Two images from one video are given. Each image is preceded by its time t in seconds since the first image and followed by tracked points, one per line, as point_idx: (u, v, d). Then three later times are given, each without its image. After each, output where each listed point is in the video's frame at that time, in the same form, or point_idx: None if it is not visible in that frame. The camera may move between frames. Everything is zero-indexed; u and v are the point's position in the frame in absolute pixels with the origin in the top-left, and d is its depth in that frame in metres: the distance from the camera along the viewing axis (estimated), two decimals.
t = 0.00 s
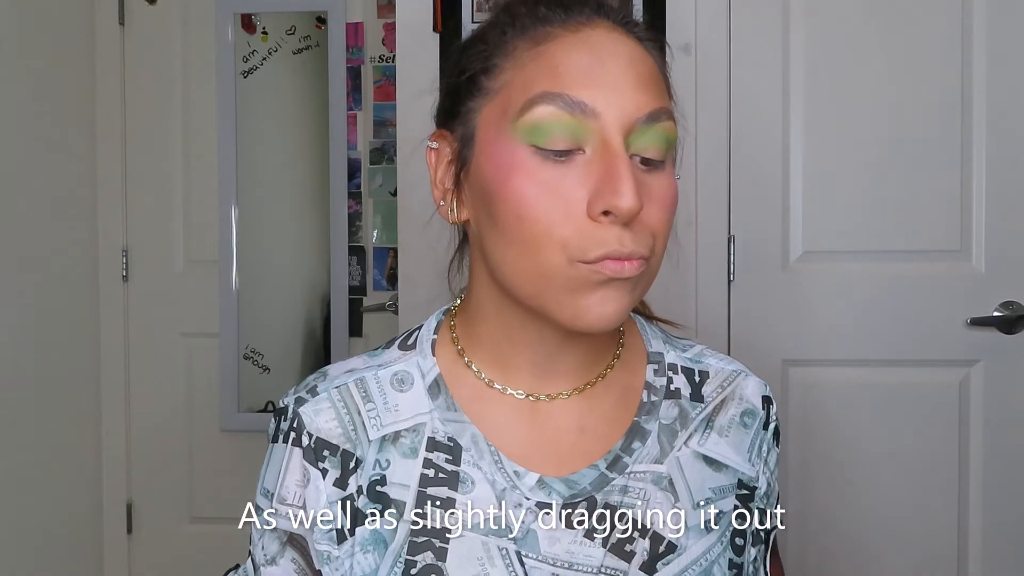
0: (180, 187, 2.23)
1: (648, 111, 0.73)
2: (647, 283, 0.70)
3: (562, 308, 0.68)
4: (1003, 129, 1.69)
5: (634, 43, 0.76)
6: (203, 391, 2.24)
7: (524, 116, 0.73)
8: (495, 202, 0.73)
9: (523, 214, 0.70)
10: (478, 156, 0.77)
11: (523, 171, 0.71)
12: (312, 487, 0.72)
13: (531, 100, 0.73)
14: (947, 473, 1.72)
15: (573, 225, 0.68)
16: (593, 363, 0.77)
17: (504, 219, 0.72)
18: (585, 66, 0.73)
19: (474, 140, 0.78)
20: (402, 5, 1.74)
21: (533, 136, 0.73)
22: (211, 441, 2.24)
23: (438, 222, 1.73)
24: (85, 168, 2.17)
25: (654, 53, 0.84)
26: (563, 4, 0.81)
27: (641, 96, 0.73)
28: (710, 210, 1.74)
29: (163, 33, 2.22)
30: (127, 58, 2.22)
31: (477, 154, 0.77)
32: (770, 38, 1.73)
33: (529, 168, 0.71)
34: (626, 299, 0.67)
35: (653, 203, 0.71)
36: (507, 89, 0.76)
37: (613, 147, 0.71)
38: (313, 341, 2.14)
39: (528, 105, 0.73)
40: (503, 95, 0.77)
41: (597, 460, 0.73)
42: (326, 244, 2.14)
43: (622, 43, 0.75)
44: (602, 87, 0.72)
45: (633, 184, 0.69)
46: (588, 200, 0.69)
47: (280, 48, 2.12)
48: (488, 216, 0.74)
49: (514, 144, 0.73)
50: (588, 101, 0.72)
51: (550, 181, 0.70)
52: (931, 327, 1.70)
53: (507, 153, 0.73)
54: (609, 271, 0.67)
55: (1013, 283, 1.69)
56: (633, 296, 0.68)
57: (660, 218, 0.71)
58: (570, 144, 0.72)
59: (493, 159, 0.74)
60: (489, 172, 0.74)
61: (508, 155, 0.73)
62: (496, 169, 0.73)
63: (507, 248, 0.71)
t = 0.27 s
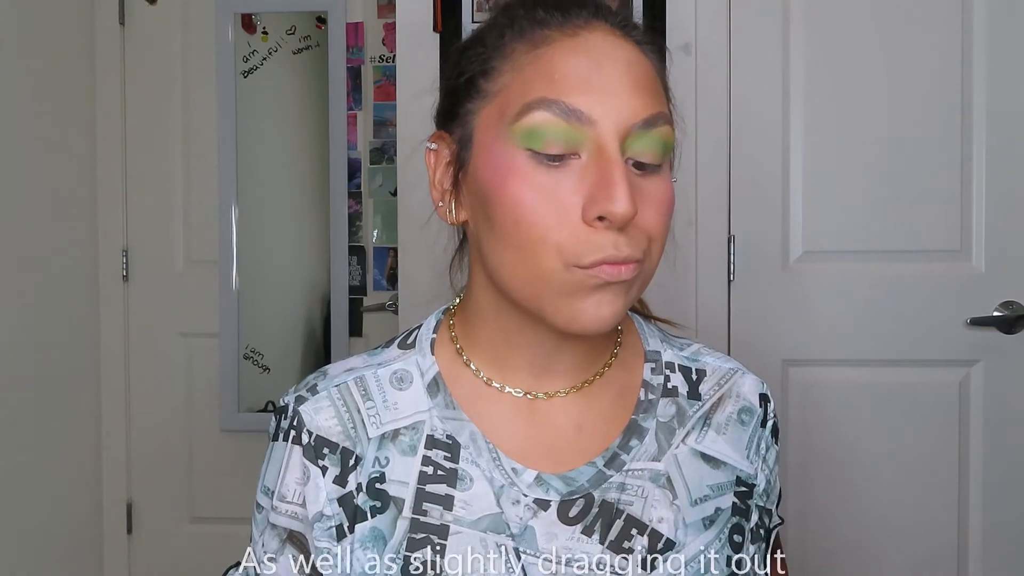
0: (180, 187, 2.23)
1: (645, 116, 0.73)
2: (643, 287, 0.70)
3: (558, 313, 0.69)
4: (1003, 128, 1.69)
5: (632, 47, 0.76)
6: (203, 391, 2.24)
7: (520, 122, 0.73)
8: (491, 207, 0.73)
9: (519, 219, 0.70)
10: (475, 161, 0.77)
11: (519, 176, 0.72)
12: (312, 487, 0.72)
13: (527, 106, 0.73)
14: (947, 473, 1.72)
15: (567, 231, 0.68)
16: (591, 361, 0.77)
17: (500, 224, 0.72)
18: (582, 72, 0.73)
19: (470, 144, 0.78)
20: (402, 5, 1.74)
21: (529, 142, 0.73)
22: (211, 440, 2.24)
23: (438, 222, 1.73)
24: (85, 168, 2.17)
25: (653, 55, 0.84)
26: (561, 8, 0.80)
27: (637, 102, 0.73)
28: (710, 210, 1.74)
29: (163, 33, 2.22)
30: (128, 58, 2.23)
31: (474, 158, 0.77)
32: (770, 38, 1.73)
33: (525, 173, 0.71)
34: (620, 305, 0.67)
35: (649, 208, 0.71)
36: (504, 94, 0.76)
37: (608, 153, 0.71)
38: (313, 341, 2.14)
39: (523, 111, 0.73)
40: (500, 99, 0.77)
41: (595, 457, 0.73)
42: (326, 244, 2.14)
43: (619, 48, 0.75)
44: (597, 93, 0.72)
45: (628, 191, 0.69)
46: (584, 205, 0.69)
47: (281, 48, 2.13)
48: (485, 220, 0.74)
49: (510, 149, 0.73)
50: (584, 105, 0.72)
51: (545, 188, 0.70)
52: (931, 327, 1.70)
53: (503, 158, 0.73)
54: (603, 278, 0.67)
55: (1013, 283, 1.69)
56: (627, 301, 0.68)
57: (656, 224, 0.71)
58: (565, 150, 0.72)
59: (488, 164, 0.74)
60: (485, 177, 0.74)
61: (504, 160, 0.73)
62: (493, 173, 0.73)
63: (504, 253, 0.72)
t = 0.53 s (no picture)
0: (180, 187, 2.23)
1: (639, 129, 0.73)
2: (635, 300, 0.71)
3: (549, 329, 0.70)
4: (1003, 128, 1.69)
5: (628, 56, 0.76)
6: (203, 390, 2.24)
7: (514, 137, 0.74)
8: (485, 222, 0.74)
9: (512, 235, 0.71)
10: (470, 172, 0.78)
11: (511, 192, 0.72)
12: (313, 483, 0.72)
13: (521, 120, 0.74)
14: (947, 473, 1.72)
15: (560, 248, 0.69)
16: (590, 362, 0.77)
17: (494, 238, 0.73)
18: (575, 86, 0.73)
19: (466, 154, 0.79)
20: (402, 6, 1.74)
21: (523, 157, 0.73)
22: (211, 440, 2.24)
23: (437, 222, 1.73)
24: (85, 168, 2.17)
25: (654, 60, 0.82)
26: (556, 15, 0.79)
27: (632, 114, 0.73)
28: (710, 210, 1.74)
29: (163, 33, 2.22)
30: (127, 58, 2.23)
31: (469, 169, 0.77)
32: (770, 38, 1.73)
33: (517, 188, 0.72)
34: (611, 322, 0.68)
35: (642, 221, 0.71)
36: (499, 105, 0.76)
37: (601, 168, 0.71)
38: (313, 341, 2.14)
39: (517, 126, 0.74)
40: (494, 110, 0.77)
41: (593, 456, 0.73)
42: (325, 244, 2.14)
43: (615, 59, 0.74)
44: (591, 107, 0.72)
45: (619, 207, 0.69)
46: (575, 222, 0.70)
47: (280, 49, 2.13)
48: (479, 232, 0.75)
49: (503, 164, 0.74)
50: (576, 119, 0.72)
51: (538, 203, 0.71)
52: (931, 327, 1.71)
53: (496, 172, 0.74)
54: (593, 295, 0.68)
55: (1012, 283, 1.69)
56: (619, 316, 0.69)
57: (650, 236, 0.72)
58: (559, 164, 0.72)
59: (482, 178, 0.75)
60: (479, 190, 0.75)
61: (497, 175, 0.74)
62: (486, 187, 0.74)
63: (497, 267, 0.72)
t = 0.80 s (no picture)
0: (180, 186, 2.23)
1: (635, 129, 0.73)
2: (631, 301, 0.71)
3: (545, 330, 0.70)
4: (1003, 128, 1.69)
5: (624, 56, 0.75)
6: (203, 390, 2.24)
7: (509, 139, 0.74)
8: (482, 225, 0.74)
9: (508, 236, 0.71)
10: (467, 174, 0.78)
11: (507, 193, 0.72)
12: (313, 483, 0.72)
13: (516, 122, 0.74)
14: (947, 473, 1.72)
15: (555, 251, 0.69)
16: (589, 362, 0.76)
17: (490, 240, 0.73)
18: (569, 88, 0.73)
19: (463, 156, 0.79)
20: (402, 6, 1.74)
21: (518, 159, 0.73)
22: (211, 440, 2.24)
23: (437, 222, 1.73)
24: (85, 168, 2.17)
25: (653, 59, 0.82)
26: (553, 15, 0.79)
27: (627, 115, 0.73)
28: (710, 210, 1.74)
29: (163, 33, 2.22)
30: (127, 58, 2.22)
31: (465, 170, 0.78)
32: (770, 38, 1.73)
33: (513, 190, 0.72)
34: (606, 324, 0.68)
35: (638, 222, 0.71)
36: (495, 107, 0.76)
37: (597, 170, 0.71)
38: (313, 341, 2.14)
39: (512, 128, 0.74)
40: (491, 111, 0.77)
41: (594, 457, 0.73)
42: (325, 244, 2.14)
43: (610, 59, 0.74)
44: (586, 109, 0.72)
45: (615, 208, 0.69)
46: (571, 224, 0.70)
47: (280, 49, 2.12)
48: (476, 233, 0.75)
49: (499, 166, 0.74)
50: (571, 121, 0.72)
51: (533, 206, 0.71)
52: (931, 327, 1.71)
53: (492, 173, 0.74)
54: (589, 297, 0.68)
55: (1012, 283, 1.69)
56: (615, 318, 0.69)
57: (646, 238, 0.72)
58: (554, 166, 0.72)
59: (478, 181, 0.75)
60: (476, 192, 0.75)
61: (493, 177, 0.74)
62: (482, 189, 0.74)
63: (494, 268, 0.73)
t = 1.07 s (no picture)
0: (179, 186, 2.23)
1: (635, 129, 0.73)
2: (633, 301, 0.71)
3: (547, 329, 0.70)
4: (1003, 129, 1.70)
5: (623, 55, 0.75)
6: (203, 390, 2.24)
7: (510, 139, 0.74)
8: (483, 225, 0.74)
9: (510, 236, 0.71)
10: (467, 175, 0.78)
11: (509, 193, 0.72)
12: (313, 482, 0.72)
13: (516, 123, 0.74)
14: (947, 473, 1.72)
15: (557, 251, 0.69)
16: (591, 361, 0.76)
17: (492, 239, 0.73)
18: (569, 87, 0.73)
19: (463, 157, 0.79)
20: (402, 6, 1.74)
21: (519, 159, 0.73)
22: (211, 440, 2.24)
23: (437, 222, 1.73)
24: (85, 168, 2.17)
25: (654, 58, 0.82)
26: (553, 15, 0.79)
27: (627, 115, 0.73)
28: (711, 210, 1.74)
29: (163, 33, 2.22)
30: (127, 58, 2.22)
31: (467, 171, 0.78)
32: (770, 38, 1.73)
33: (515, 190, 0.72)
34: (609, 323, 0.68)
35: (639, 221, 0.71)
36: (495, 107, 0.76)
37: (597, 170, 0.71)
38: (313, 341, 2.14)
39: (512, 128, 0.74)
40: (491, 111, 0.77)
41: (596, 456, 0.73)
42: (325, 244, 2.14)
43: (609, 58, 0.74)
44: (586, 109, 0.72)
45: (616, 208, 0.69)
46: (572, 224, 0.70)
47: (280, 49, 2.12)
48: (477, 233, 0.75)
49: (499, 167, 0.74)
50: (572, 121, 0.72)
51: (533, 206, 0.71)
52: (931, 327, 1.71)
53: (493, 173, 0.74)
54: (592, 296, 0.68)
55: (1012, 283, 1.69)
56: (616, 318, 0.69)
57: (647, 237, 0.72)
58: (554, 166, 0.72)
59: (479, 181, 0.75)
60: (477, 193, 0.75)
61: (494, 178, 0.74)
62: (484, 188, 0.74)
63: (496, 268, 0.73)
